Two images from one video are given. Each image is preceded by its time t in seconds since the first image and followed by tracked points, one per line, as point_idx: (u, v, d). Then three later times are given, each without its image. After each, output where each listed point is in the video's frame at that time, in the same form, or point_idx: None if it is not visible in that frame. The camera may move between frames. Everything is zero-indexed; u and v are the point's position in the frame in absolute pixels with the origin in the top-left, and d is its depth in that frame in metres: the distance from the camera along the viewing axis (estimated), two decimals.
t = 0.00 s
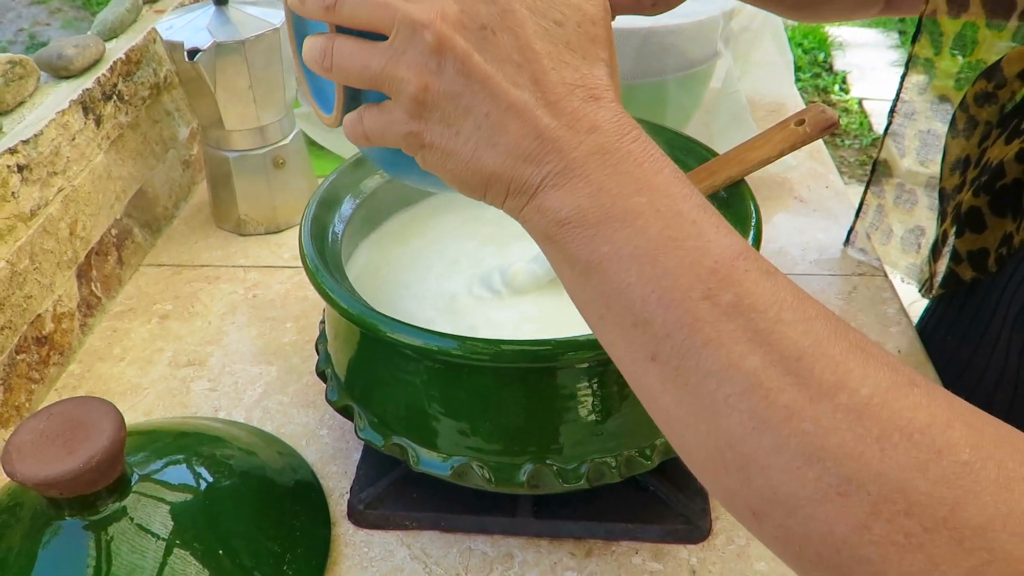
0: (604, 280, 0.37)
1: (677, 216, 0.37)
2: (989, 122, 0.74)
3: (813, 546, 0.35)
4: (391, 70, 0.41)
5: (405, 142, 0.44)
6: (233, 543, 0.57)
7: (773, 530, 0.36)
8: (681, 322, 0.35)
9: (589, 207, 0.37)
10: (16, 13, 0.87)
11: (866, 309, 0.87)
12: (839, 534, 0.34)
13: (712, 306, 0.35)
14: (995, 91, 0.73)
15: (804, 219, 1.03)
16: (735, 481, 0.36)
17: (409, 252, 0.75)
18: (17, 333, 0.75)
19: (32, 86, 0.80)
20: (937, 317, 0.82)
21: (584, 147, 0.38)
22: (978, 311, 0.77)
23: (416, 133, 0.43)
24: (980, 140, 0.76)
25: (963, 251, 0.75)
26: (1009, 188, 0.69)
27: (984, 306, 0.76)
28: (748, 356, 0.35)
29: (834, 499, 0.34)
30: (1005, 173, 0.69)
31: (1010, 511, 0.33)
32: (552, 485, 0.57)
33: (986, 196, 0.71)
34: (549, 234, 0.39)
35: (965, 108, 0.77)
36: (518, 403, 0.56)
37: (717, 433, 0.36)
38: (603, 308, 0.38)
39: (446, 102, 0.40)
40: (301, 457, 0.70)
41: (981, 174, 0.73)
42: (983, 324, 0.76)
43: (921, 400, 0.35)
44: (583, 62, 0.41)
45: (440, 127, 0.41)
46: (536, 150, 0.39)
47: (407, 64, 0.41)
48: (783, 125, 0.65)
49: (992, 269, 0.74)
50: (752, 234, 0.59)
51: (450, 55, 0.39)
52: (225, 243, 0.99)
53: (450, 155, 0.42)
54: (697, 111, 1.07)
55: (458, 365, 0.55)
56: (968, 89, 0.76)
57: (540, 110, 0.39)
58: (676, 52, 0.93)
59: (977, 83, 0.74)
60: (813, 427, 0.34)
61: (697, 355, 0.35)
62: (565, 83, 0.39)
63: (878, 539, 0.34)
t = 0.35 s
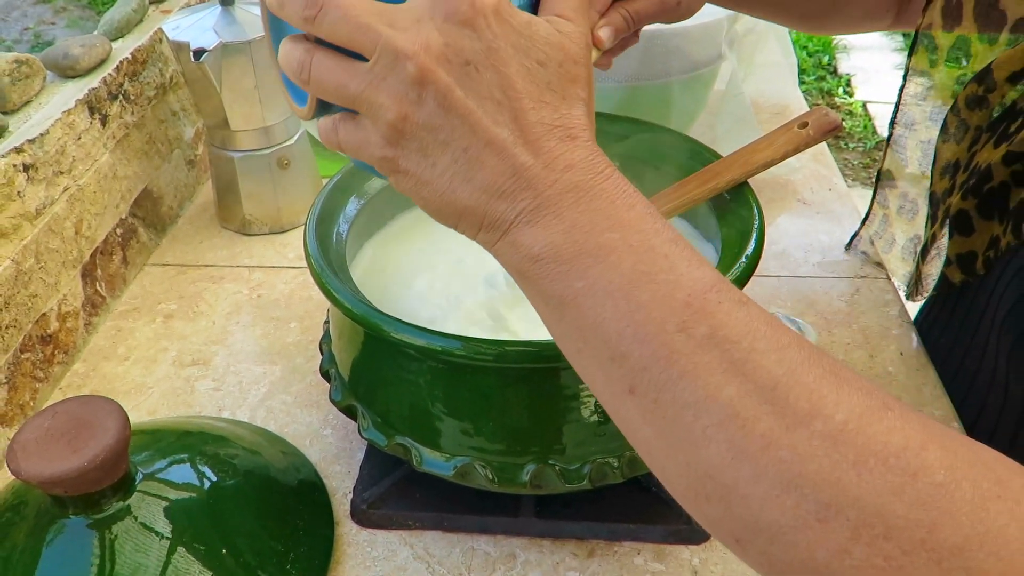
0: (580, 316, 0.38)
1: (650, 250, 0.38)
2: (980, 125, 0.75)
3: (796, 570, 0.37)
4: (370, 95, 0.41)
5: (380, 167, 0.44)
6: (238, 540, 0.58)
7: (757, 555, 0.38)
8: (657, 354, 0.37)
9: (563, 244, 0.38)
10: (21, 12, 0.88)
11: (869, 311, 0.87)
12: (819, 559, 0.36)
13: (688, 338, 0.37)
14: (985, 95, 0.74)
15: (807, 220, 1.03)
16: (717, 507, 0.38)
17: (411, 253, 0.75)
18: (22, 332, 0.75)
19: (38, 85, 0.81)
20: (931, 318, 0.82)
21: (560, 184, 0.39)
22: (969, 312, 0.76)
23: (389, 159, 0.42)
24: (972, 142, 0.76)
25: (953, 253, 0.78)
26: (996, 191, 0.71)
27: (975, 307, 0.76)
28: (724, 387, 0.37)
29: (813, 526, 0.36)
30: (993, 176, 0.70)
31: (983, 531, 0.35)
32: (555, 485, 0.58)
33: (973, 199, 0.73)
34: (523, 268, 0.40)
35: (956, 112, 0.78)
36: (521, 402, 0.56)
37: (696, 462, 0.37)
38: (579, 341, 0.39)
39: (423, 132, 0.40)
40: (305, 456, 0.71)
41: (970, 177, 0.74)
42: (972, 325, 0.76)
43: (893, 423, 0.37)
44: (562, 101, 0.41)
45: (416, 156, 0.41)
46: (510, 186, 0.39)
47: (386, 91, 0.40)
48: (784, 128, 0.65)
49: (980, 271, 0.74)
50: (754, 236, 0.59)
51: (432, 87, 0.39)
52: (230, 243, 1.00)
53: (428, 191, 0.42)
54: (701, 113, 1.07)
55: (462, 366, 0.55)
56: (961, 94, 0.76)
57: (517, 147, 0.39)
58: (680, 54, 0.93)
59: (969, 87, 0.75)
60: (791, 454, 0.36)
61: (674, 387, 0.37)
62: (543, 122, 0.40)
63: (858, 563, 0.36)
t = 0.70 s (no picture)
0: (612, 327, 0.38)
1: (691, 256, 0.38)
2: (976, 128, 0.75)
3: None
4: (388, 87, 0.39)
5: (392, 167, 0.42)
6: (235, 543, 0.58)
7: None
8: (703, 371, 0.36)
9: (602, 244, 0.38)
10: (20, 15, 0.83)
11: (865, 313, 0.88)
12: None
13: (736, 352, 0.36)
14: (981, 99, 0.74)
15: (804, 223, 1.03)
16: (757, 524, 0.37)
17: (409, 256, 0.75)
18: (20, 335, 0.75)
19: (36, 89, 0.81)
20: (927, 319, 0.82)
21: (596, 183, 0.38)
22: (964, 313, 0.75)
23: (406, 156, 0.41)
24: (965, 145, 0.76)
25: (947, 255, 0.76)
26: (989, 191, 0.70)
27: (969, 308, 0.74)
28: (774, 407, 0.36)
29: (868, 554, 0.36)
30: (985, 176, 0.70)
31: None
32: (550, 488, 0.58)
33: (967, 199, 0.72)
34: (554, 269, 0.39)
35: (951, 115, 0.78)
36: (517, 405, 0.56)
37: (746, 484, 0.37)
38: (613, 359, 0.38)
39: (447, 125, 0.39)
40: (302, 459, 0.71)
41: (963, 178, 0.74)
42: (967, 326, 0.75)
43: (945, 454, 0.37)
44: (592, 101, 0.40)
45: (436, 152, 0.40)
46: (543, 183, 0.38)
47: (407, 83, 0.39)
48: (780, 132, 0.65)
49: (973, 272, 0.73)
50: (749, 239, 0.60)
51: (456, 78, 0.38)
52: (229, 246, 1.00)
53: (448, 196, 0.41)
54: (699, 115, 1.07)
55: (458, 369, 0.55)
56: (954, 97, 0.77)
57: (548, 142, 0.38)
58: (679, 57, 0.93)
59: (964, 91, 0.76)
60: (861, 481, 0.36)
61: (719, 405, 0.36)
62: (573, 117, 0.39)
63: None
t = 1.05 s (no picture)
0: (635, 272, 0.38)
1: (720, 210, 0.38)
2: (967, 129, 0.75)
3: (836, 545, 0.36)
4: (432, 57, 0.39)
5: (435, 138, 0.42)
6: (230, 545, 0.58)
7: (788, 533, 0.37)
8: (716, 312, 0.36)
9: (633, 193, 0.38)
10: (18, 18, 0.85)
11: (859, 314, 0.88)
12: (863, 532, 0.35)
13: (749, 295, 0.36)
14: (973, 100, 0.74)
15: (798, 224, 1.03)
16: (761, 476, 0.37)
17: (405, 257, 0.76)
18: (15, 338, 0.75)
19: (31, 93, 0.81)
20: (922, 320, 0.80)
21: (631, 139, 0.39)
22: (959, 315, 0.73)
23: (452, 123, 0.41)
24: (960, 147, 0.76)
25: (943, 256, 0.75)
26: (986, 193, 0.69)
27: (965, 309, 0.73)
28: (782, 347, 0.36)
29: (861, 493, 0.35)
30: (982, 178, 0.69)
31: None
32: (543, 489, 0.58)
33: (964, 202, 0.71)
34: (587, 216, 0.40)
35: (942, 116, 0.78)
36: (510, 407, 0.56)
37: (744, 419, 0.36)
38: (631, 295, 0.38)
39: (495, 90, 0.39)
40: (296, 460, 0.71)
41: (960, 180, 0.73)
42: (962, 328, 0.73)
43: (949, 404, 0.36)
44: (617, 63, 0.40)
45: (482, 116, 0.40)
46: (584, 139, 0.39)
47: (451, 51, 0.39)
48: (771, 133, 0.65)
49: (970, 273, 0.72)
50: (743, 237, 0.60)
51: (502, 45, 0.38)
52: (224, 249, 1.00)
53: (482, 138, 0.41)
54: (693, 118, 1.07)
55: (450, 370, 0.55)
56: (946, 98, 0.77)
57: (586, 103, 0.39)
58: (673, 60, 0.93)
59: (956, 92, 0.75)
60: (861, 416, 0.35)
61: (728, 346, 0.36)
62: (605, 78, 0.40)
63: (903, 535, 0.35)
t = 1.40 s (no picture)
0: (603, 216, 0.37)
1: (687, 156, 0.36)
2: (965, 133, 0.74)
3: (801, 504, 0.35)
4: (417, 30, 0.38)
5: (420, 109, 0.40)
6: (228, 548, 0.58)
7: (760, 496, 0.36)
8: (677, 249, 0.35)
9: (603, 146, 0.37)
10: (16, 24, 0.86)
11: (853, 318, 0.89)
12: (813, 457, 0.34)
13: (709, 233, 0.35)
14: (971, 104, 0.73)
15: (794, 229, 1.04)
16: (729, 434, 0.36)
17: (399, 261, 0.76)
18: (14, 343, 0.76)
19: (30, 99, 0.82)
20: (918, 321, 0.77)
21: (603, 95, 0.37)
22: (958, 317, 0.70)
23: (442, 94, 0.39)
24: (955, 152, 0.75)
25: (939, 258, 0.73)
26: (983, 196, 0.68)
27: (962, 310, 0.70)
28: (737, 279, 0.34)
29: (811, 415, 0.34)
30: (979, 181, 0.68)
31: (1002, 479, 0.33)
32: (538, 491, 0.58)
33: (961, 204, 0.70)
34: (557, 168, 0.39)
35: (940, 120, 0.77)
36: (507, 409, 0.57)
37: (706, 354, 0.35)
38: (602, 240, 0.37)
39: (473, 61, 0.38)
40: (293, 464, 0.71)
41: (957, 183, 0.72)
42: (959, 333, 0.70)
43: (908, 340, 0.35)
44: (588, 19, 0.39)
45: (463, 86, 0.39)
46: (557, 97, 0.38)
47: (429, 28, 0.37)
48: (765, 138, 0.66)
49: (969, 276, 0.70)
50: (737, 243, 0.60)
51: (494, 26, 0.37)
52: (223, 254, 1.01)
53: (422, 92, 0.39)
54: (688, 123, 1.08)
55: (445, 373, 0.56)
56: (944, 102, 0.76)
57: (559, 64, 0.37)
58: (669, 67, 0.94)
59: (953, 97, 0.75)
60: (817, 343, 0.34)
61: (687, 283, 0.35)
62: (577, 38, 0.38)
63: (850, 455, 0.33)
